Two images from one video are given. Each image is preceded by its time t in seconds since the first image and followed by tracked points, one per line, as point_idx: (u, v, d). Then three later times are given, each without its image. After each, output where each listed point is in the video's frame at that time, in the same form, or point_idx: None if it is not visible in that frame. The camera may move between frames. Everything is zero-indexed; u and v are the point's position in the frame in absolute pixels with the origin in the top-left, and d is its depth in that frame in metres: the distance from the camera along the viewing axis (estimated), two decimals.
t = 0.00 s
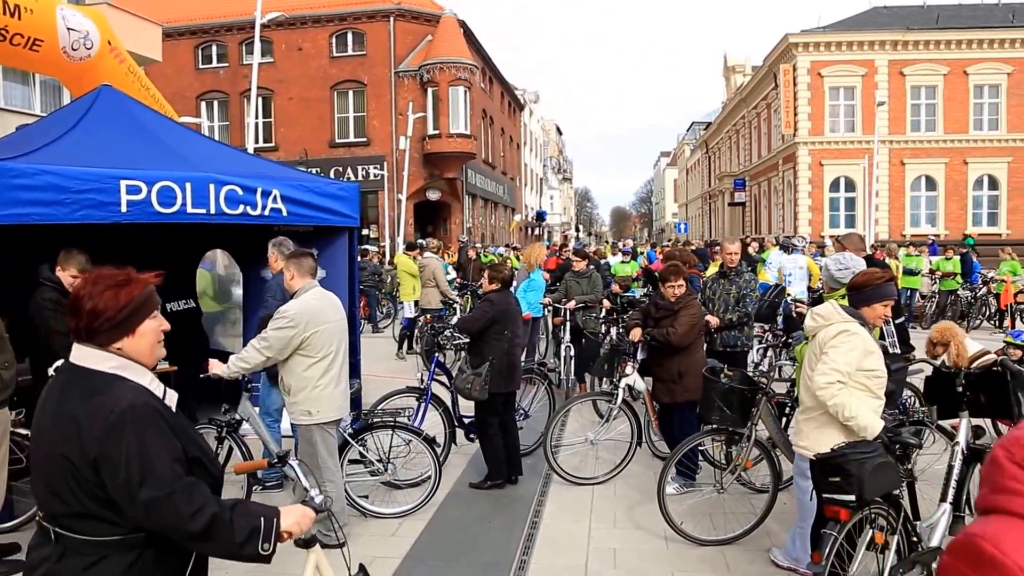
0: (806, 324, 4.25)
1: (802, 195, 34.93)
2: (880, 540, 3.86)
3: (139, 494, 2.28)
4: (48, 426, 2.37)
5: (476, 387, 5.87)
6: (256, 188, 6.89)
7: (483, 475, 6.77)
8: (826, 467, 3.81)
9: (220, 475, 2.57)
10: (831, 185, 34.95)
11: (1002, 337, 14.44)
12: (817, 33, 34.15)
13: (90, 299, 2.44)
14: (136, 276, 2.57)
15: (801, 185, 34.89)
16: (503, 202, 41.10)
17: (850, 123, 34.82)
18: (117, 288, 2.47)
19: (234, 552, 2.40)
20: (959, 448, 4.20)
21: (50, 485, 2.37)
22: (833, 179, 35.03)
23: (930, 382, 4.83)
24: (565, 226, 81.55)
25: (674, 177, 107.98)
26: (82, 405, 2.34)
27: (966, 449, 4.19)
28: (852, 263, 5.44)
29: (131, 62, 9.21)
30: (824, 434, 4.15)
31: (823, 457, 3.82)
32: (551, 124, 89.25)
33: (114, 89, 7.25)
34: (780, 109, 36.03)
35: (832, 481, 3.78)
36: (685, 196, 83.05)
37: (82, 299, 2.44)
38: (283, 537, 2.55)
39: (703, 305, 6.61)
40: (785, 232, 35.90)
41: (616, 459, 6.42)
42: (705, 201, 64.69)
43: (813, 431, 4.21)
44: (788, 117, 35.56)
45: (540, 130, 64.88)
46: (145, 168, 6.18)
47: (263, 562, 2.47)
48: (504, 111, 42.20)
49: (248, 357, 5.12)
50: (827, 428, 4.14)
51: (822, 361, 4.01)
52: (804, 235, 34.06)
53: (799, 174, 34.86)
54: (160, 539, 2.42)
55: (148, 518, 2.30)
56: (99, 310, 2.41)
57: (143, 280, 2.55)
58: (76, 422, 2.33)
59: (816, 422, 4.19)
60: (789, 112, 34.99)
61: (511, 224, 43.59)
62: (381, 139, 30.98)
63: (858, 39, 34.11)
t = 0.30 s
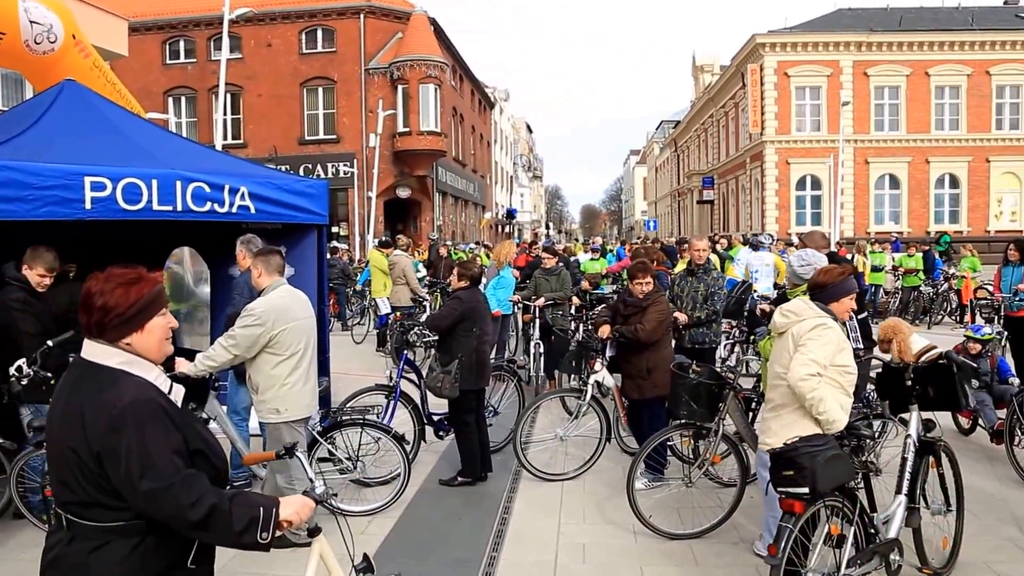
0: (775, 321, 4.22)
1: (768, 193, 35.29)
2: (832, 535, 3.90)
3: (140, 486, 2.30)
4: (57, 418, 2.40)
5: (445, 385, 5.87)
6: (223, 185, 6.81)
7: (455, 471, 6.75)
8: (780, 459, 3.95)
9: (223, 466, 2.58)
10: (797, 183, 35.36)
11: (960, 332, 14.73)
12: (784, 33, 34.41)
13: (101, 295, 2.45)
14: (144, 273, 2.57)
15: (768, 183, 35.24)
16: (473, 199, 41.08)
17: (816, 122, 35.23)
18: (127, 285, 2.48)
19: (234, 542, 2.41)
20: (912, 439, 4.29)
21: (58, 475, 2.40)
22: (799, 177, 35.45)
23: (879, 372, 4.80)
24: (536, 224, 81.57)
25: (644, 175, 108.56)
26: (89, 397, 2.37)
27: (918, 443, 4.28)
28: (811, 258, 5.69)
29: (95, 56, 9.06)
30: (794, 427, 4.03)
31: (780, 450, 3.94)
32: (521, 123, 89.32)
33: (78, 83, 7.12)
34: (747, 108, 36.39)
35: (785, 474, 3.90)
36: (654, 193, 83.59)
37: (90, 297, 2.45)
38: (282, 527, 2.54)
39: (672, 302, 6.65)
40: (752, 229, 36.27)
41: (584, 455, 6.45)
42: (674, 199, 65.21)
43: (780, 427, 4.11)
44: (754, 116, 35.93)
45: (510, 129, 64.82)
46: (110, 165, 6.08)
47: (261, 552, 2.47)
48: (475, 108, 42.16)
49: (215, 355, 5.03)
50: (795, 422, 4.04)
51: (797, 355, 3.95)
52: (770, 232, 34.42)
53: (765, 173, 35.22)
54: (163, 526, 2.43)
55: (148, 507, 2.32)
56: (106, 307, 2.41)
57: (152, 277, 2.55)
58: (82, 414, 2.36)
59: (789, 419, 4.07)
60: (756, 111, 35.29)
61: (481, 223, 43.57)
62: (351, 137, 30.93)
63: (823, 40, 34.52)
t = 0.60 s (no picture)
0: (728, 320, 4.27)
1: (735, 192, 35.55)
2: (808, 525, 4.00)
3: (140, 467, 2.37)
4: (58, 404, 2.48)
5: (416, 383, 5.88)
6: (191, 183, 6.74)
7: (425, 468, 6.73)
8: (755, 452, 4.02)
9: (219, 450, 2.65)
10: (764, 182, 35.68)
11: (920, 329, 15.00)
12: (751, 33, 34.73)
13: (96, 288, 2.53)
14: (136, 266, 2.66)
15: (734, 182, 35.51)
16: (444, 198, 41.01)
17: (782, 122, 35.62)
18: (119, 278, 2.56)
19: (229, 522, 2.46)
20: (870, 433, 4.35)
21: (60, 459, 2.47)
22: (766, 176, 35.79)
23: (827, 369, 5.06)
24: (507, 222, 81.52)
25: (614, 174, 109.02)
26: (88, 383, 2.45)
27: (877, 436, 4.35)
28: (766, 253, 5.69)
29: (59, 50, 8.92)
30: (763, 422, 4.07)
31: (754, 441, 4.02)
32: (492, 121, 89.30)
33: (42, 77, 7.00)
34: (715, 107, 36.64)
35: (761, 465, 3.98)
36: (624, 192, 84.06)
37: (84, 291, 2.53)
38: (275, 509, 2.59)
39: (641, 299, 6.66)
40: (720, 227, 36.56)
41: (555, 451, 6.49)
42: (644, 197, 65.63)
43: (745, 420, 4.15)
44: (722, 114, 36.23)
45: (481, 127, 64.72)
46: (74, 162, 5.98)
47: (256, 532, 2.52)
48: (445, 106, 42.09)
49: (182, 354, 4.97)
50: (763, 416, 4.08)
51: (756, 347, 4.00)
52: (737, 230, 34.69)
53: (732, 171, 35.49)
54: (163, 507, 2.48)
55: (147, 486, 2.38)
56: (99, 298, 2.50)
57: (142, 270, 2.64)
58: (81, 399, 2.44)
59: (758, 411, 4.09)
60: (724, 110, 35.56)
61: (452, 221, 43.49)
62: (321, 135, 30.73)
63: (789, 40, 34.88)
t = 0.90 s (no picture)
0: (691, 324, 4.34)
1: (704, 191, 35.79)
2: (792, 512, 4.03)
3: (141, 452, 2.50)
4: (56, 394, 2.60)
5: (384, 382, 5.90)
6: (158, 181, 6.64)
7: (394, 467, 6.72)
8: (741, 448, 3.88)
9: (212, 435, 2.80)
10: (733, 181, 35.95)
11: (883, 325, 15.23)
12: (719, 34, 34.95)
13: (95, 282, 2.61)
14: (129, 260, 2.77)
15: (704, 181, 35.74)
16: (416, 196, 40.91)
17: (750, 122, 35.93)
18: (114, 271, 2.66)
19: (228, 500, 2.61)
20: (836, 427, 4.43)
21: (58, 448, 2.58)
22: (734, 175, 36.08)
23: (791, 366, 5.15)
24: (477, 220, 81.39)
25: (585, 173, 109.29)
26: (85, 373, 2.57)
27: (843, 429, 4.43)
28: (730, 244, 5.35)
29: (23, 45, 8.76)
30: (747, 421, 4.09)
31: (741, 435, 3.89)
32: (463, 120, 89.20)
33: None
34: (685, 106, 36.85)
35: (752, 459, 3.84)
36: (595, 190, 84.36)
37: (81, 284, 2.63)
38: (272, 486, 2.75)
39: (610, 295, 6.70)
40: (689, 225, 36.83)
41: (525, 447, 6.52)
42: (614, 196, 65.84)
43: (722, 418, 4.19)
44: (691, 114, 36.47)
45: (452, 125, 64.52)
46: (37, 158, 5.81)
47: (256, 510, 2.67)
48: (416, 105, 41.92)
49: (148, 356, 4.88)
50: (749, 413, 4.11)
51: (729, 348, 4.03)
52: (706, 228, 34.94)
53: (701, 171, 35.70)
54: (159, 492, 2.62)
55: (148, 469, 2.51)
56: (96, 292, 2.60)
57: (137, 263, 2.74)
58: (78, 388, 2.55)
59: (739, 412, 4.12)
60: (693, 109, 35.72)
61: (423, 219, 43.40)
62: (291, 132, 30.51)
63: (756, 41, 35.13)
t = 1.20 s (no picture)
0: (678, 329, 4.19)
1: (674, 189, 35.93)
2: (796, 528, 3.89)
3: (142, 447, 2.52)
4: (51, 389, 2.60)
5: (354, 380, 5.88)
6: (125, 178, 6.54)
7: (364, 465, 6.69)
8: (750, 462, 3.67)
9: (204, 431, 2.82)
10: (703, 180, 36.10)
11: (847, 322, 15.44)
12: (689, 34, 35.05)
13: (97, 280, 2.64)
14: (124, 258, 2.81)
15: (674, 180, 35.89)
16: (387, 194, 40.72)
17: (719, 122, 36.04)
18: (111, 269, 2.69)
19: (223, 494, 2.63)
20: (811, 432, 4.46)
21: (54, 443, 2.58)
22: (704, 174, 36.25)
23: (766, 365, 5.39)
24: (449, 219, 81.08)
25: (557, 172, 109.27)
26: (84, 368, 2.57)
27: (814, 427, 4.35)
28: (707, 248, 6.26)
29: None
30: (744, 433, 3.99)
31: (752, 451, 3.67)
32: (435, 119, 88.89)
33: None
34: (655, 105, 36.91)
35: (761, 476, 3.64)
36: (567, 189, 84.51)
37: (79, 282, 2.64)
38: (267, 480, 2.80)
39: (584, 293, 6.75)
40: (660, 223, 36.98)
41: (495, 445, 6.51)
42: (586, 194, 65.96)
43: (713, 426, 4.08)
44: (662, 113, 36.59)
45: (424, 123, 64.25)
46: None
47: (250, 503, 2.72)
48: (387, 102, 41.66)
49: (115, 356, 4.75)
50: (747, 426, 4.01)
51: (726, 359, 3.87)
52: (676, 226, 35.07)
53: (671, 169, 35.82)
54: (154, 486, 2.64)
55: (146, 463, 2.53)
56: (95, 289, 2.62)
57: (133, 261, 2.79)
58: (77, 383, 2.56)
59: (733, 423, 4.02)
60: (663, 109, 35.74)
61: (394, 217, 43.18)
62: (261, 130, 30.24)
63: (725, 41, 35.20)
